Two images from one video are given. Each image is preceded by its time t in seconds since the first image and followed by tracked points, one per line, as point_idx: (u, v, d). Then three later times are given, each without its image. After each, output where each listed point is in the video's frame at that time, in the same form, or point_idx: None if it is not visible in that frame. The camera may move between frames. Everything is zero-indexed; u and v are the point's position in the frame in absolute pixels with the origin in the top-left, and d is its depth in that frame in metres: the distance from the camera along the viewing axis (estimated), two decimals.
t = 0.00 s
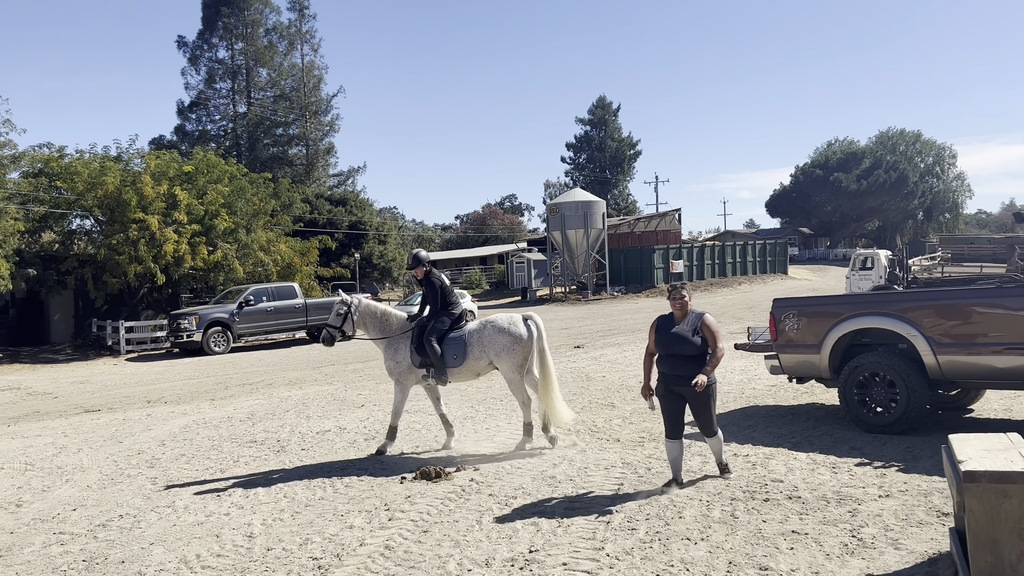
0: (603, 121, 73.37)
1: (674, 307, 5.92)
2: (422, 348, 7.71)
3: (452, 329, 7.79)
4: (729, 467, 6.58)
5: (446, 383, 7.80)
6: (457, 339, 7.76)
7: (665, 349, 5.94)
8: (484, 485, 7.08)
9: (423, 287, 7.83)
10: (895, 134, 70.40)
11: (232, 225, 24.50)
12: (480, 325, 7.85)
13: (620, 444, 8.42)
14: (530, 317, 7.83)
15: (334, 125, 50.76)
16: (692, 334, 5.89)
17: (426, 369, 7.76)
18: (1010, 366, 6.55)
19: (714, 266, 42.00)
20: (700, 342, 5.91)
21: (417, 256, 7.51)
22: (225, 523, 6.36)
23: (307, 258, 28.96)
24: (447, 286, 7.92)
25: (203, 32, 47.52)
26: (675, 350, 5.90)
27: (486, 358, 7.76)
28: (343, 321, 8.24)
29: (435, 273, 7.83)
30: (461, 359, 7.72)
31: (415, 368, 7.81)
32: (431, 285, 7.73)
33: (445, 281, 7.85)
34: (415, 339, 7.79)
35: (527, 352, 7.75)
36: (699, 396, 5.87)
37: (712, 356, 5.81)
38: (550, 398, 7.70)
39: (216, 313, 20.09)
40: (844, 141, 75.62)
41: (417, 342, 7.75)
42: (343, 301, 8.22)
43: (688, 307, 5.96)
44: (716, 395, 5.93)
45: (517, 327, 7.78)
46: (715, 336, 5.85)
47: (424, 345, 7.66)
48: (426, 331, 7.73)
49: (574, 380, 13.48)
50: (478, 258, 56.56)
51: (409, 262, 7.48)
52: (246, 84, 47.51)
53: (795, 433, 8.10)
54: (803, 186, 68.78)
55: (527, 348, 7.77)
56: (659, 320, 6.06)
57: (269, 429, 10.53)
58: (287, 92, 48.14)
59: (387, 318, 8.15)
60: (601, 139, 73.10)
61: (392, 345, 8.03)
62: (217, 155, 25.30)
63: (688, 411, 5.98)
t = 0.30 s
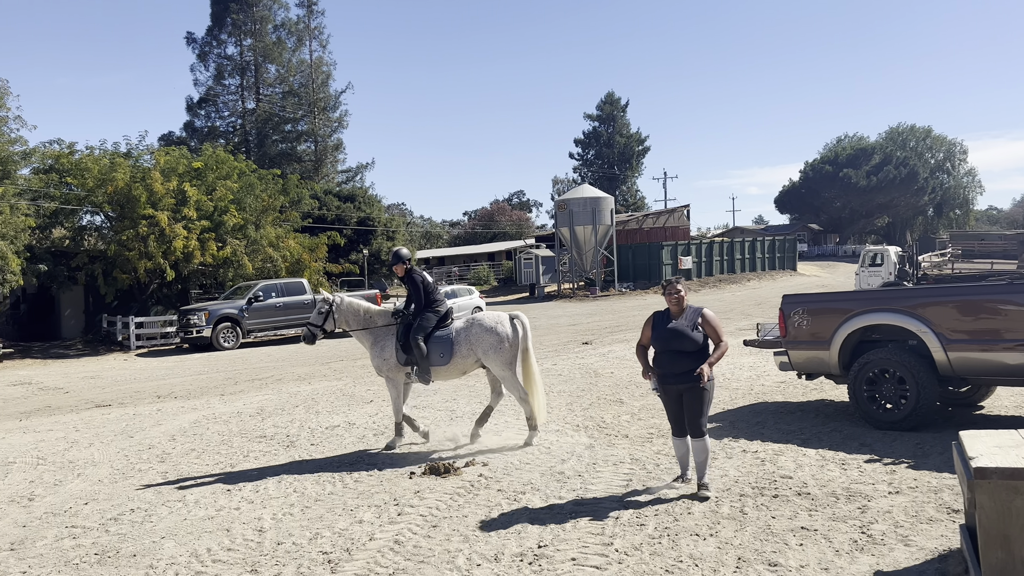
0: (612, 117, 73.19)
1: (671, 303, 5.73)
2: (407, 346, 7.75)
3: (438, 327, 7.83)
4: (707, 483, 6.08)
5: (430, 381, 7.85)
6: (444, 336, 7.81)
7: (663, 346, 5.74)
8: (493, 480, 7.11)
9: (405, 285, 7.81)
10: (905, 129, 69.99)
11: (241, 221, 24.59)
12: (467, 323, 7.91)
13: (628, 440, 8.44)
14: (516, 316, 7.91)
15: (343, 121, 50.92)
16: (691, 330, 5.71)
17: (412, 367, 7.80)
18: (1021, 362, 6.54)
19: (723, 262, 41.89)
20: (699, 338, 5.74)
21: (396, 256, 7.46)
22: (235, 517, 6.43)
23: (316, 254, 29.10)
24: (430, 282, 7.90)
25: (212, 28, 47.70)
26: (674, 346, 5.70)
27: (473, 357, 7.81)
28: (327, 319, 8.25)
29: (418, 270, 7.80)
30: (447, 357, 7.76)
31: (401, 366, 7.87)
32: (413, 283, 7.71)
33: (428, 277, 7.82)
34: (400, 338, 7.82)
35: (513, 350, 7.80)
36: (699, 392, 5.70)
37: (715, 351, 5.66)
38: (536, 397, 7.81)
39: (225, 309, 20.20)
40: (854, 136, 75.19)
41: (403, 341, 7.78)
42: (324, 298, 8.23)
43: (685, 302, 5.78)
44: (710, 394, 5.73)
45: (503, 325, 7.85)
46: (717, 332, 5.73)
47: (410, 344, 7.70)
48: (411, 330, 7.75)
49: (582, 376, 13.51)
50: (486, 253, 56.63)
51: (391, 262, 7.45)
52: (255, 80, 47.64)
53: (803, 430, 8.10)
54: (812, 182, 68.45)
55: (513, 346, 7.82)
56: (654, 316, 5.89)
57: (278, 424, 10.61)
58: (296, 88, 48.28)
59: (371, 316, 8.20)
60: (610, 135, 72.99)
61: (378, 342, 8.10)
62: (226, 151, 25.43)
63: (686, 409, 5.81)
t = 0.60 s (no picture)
0: (623, 113, 73.00)
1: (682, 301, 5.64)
2: (399, 343, 7.81)
3: (426, 324, 7.93)
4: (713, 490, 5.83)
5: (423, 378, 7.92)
6: (434, 333, 7.91)
7: (670, 346, 5.66)
8: (506, 477, 7.14)
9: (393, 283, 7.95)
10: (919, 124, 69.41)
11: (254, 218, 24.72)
12: (455, 323, 7.98)
13: (641, 436, 8.44)
14: (504, 315, 8.13)
15: (354, 119, 51.06)
16: (699, 331, 5.58)
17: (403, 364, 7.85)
18: None
19: (735, 258, 41.71)
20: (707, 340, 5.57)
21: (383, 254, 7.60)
22: (250, 513, 6.48)
23: (328, 251, 29.26)
24: (418, 280, 8.01)
25: (224, 27, 47.89)
26: (680, 346, 5.61)
27: (464, 354, 7.93)
28: (314, 317, 8.07)
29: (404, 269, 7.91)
30: (439, 354, 7.88)
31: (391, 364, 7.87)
32: (402, 281, 7.86)
33: (415, 275, 7.95)
34: (389, 336, 7.87)
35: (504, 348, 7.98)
36: (701, 396, 5.55)
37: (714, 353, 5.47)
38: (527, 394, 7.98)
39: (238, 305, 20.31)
40: (868, 132, 74.57)
41: (393, 338, 7.85)
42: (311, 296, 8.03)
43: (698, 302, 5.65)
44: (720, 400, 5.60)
45: (492, 324, 8.01)
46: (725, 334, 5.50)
47: (401, 341, 7.77)
48: (400, 327, 7.83)
49: (594, 373, 13.51)
50: (498, 250, 56.69)
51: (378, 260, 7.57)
52: (267, 78, 47.90)
53: (818, 426, 8.06)
54: (825, 177, 68.00)
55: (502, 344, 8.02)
56: (668, 314, 5.78)
57: (292, 420, 10.68)
58: (308, 86, 48.47)
59: (359, 314, 8.08)
60: (621, 131, 72.73)
61: (368, 340, 7.99)
62: (238, 148, 25.55)
63: (693, 413, 5.65)
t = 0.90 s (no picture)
0: (640, 109, 72.68)
1: (690, 297, 5.42)
2: (393, 341, 7.88)
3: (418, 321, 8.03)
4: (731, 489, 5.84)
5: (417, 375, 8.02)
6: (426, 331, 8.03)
7: (677, 343, 5.48)
8: (521, 474, 7.16)
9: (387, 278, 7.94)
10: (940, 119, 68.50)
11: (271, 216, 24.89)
12: (447, 320, 8.24)
13: (657, 435, 8.43)
14: (496, 312, 8.46)
15: (371, 116, 51.24)
16: (708, 329, 5.36)
17: (397, 362, 7.92)
18: None
19: (753, 255, 41.40)
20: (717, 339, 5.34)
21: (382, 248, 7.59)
22: (267, 509, 6.56)
23: (345, 248, 29.45)
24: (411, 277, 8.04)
25: (242, 25, 48.25)
26: (686, 344, 5.43)
27: (454, 351, 8.21)
28: (307, 314, 8.08)
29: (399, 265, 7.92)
30: (435, 350, 8.11)
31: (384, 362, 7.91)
32: (397, 276, 7.87)
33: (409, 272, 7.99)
34: (383, 333, 7.92)
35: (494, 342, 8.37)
36: (710, 397, 5.35)
37: (725, 352, 5.23)
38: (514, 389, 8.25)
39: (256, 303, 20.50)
40: (888, 127, 73.65)
41: (386, 334, 7.91)
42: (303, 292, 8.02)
43: (709, 298, 5.42)
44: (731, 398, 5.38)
45: (484, 319, 8.36)
46: (737, 331, 5.22)
47: (395, 338, 7.84)
48: (393, 323, 7.90)
49: (610, 370, 13.49)
50: (514, 247, 56.72)
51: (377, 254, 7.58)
52: (284, 76, 48.22)
53: (836, 425, 8.00)
54: (844, 173, 67.29)
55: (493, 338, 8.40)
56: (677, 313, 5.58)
57: (309, 417, 10.77)
58: (325, 84, 48.70)
59: (351, 312, 8.08)
60: (638, 127, 72.41)
61: (361, 340, 8.00)
62: (256, 147, 25.73)
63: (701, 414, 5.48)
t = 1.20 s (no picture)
0: (663, 104, 72.18)
1: (687, 297, 5.30)
2: (395, 337, 7.94)
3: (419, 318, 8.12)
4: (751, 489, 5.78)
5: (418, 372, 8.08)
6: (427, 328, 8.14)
7: (678, 344, 5.32)
8: (542, 470, 7.20)
9: (388, 275, 8.01)
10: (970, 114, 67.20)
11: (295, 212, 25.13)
12: (448, 316, 8.35)
13: (679, 431, 8.41)
14: (496, 313, 8.63)
15: (394, 112, 51.48)
16: (711, 326, 5.24)
17: (398, 359, 7.97)
18: None
19: (778, 251, 40.98)
20: (718, 335, 5.23)
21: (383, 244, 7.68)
22: (290, 502, 6.67)
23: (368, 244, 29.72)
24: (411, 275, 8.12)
25: (266, 23, 48.71)
26: (688, 344, 5.28)
27: (452, 349, 8.32)
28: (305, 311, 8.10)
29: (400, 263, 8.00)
30: (436, 348, 8.20)
31: (384, 358, 7.95)
32: (398, 273, 7.94)
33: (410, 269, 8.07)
34: (384, 330, 7.97)
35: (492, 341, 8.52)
36: (718, 397, 5.21)
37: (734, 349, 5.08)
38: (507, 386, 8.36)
39: (281, 298, 20.73)
40: (917, 122, 72.38)
41: (388, 331, 7.96)
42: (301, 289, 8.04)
43: (707, 296, 5.29)
44: (736, 395, 5.23)
45: (484, 318, 8.53)
46: (743, 327, 5.11)
47: (396, 335, 7.91)
48: (396, 320, 7.96)
49: (633, 367, 13.45)
50: (536, 243, 56.74)
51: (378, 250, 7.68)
52: (308, 73, 48.66)
53: (861, 422, 7.93)
54: (870, 169, 66.31)
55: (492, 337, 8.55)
56: (676, 313, 5.45)
57: (332, 411, 10.90)
58: (348, 80, 49.05)
59: (350, 309, 8.14)
60: (661, 122, 71.95)
61: (359, 336, 8.03)
62: (280, 143, 25.93)
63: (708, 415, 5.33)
